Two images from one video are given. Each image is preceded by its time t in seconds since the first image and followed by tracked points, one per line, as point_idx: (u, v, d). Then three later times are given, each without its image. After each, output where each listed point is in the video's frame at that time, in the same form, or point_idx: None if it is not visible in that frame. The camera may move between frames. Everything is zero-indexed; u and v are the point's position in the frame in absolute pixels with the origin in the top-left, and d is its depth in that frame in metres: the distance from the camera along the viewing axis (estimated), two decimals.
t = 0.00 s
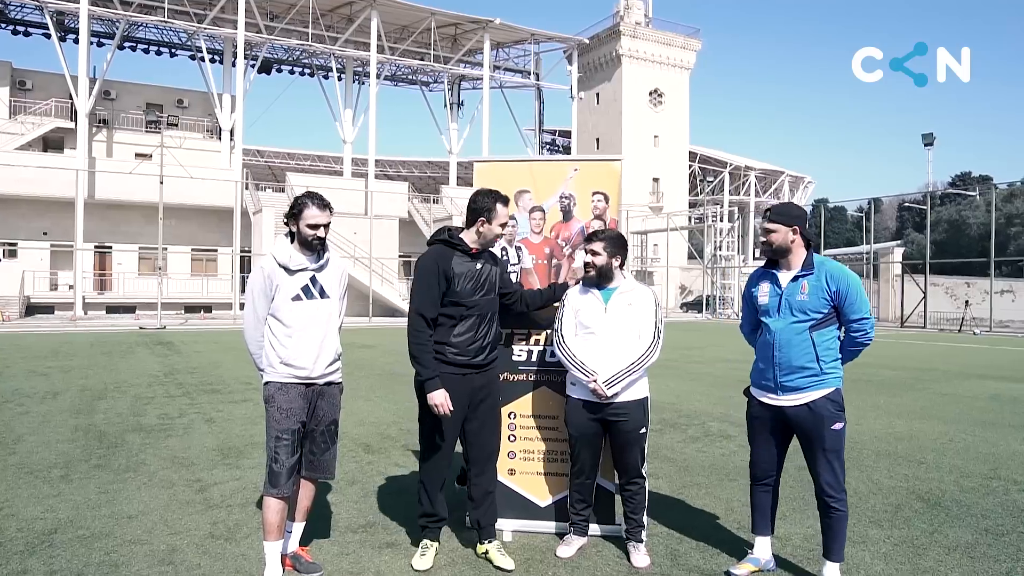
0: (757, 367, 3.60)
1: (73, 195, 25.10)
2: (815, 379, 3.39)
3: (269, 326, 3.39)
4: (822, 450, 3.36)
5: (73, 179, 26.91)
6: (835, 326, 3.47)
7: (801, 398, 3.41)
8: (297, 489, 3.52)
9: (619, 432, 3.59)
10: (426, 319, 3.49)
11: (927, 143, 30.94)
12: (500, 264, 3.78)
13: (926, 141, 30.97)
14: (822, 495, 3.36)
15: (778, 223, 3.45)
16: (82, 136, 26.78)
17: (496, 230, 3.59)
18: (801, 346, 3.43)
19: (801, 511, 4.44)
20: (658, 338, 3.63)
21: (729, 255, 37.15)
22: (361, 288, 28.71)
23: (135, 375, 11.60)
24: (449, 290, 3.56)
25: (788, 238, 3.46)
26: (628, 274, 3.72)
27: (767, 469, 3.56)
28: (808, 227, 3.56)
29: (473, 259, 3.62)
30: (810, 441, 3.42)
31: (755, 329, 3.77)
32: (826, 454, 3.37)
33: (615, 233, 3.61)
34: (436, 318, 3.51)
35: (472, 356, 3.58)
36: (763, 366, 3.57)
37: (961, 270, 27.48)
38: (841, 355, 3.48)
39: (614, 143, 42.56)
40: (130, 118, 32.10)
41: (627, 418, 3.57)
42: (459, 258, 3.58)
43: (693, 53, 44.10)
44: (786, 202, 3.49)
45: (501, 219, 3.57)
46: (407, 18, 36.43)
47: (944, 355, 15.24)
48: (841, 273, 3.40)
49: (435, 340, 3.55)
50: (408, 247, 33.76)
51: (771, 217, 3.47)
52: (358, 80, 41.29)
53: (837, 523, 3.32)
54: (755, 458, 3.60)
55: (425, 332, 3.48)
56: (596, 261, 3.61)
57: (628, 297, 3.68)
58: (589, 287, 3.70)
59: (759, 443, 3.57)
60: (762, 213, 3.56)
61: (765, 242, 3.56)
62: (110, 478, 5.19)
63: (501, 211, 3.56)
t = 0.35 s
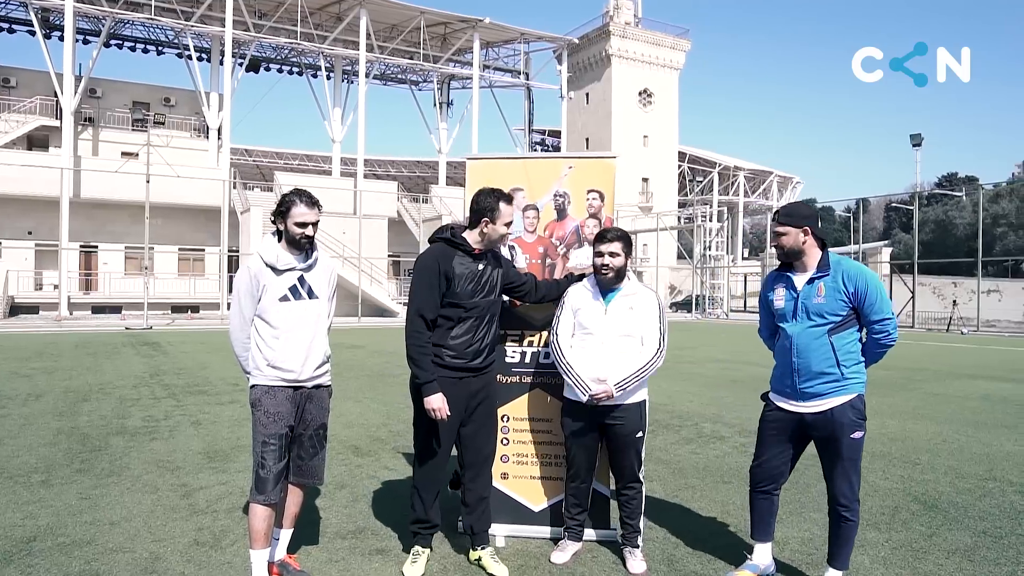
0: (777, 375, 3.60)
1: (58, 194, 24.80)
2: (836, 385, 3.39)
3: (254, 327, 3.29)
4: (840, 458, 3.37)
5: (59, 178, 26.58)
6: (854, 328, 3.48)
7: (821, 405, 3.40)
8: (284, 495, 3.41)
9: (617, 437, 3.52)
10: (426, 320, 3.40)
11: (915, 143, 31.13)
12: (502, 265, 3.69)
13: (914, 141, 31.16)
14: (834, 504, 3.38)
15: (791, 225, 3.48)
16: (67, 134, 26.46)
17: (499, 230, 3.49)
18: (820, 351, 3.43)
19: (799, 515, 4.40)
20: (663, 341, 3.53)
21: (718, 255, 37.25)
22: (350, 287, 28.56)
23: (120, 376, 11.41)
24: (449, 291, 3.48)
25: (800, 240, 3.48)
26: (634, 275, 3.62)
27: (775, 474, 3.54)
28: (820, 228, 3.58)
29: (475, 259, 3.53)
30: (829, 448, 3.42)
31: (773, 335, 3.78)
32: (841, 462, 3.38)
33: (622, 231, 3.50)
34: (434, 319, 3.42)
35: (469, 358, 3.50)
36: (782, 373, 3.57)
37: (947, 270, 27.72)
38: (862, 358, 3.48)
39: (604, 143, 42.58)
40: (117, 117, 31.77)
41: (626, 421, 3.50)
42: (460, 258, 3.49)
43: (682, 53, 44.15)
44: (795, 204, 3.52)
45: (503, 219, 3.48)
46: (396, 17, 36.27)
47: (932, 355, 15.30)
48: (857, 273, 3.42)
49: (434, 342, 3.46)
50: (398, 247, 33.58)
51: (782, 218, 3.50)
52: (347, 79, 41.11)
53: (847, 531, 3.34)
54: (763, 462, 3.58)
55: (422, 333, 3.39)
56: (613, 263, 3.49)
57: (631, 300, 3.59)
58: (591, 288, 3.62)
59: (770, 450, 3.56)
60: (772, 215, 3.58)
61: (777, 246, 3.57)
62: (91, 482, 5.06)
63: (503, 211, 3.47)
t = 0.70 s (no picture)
0: (777, 374, 3.58)
1: (40, 194, 24.47)
2: (834, 386, 3.35)
3: (231, 326, 3.17)
4: (837, 460, 3.33)
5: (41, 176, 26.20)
6: (856, 327, 3.41)
7: (818, 405, 3.37)
8: (262, 499, 3.30)
9: (608, 438, 3.44)
10: (403, 319, 3.30)
11: (902, 143, 31.27)
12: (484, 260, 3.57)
13: (900, 141, 31.30)
14: (832, 508, 3.33)
15: (792, 220, 3.40)
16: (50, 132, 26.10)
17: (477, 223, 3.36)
18: (818, 350, 3.39)
19: (790, 516, 4.32)
20: (671, 345, 3.54)
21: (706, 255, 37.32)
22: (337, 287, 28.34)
23: (102, 377, 11.22)
24: (426, 288, 3.36)
25: (803, 235, 3.40)
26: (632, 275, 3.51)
27: (778, 477, 3.52)
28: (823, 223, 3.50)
29: (454, 254, 3.42)
30: (826, 451, 3.37)
31: (775, 329, 3.74)
32: (838, 466, 3.33)
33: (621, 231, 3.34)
34: (411, 318, 3.31)
35: (450, 357, 3.39)
36: (782, 372, 3.54)
37: (933, 269, 27.87)
38: (864, 358, 3.42)
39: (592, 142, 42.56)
40: (100, 116, 31.37)
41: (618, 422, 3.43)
42: (437, 254, 3.38)
43: (670, 53, 44.17)
44: (798, 198, 3.43)
45: (480, 211, 3.35)
46: (383, 16, 36.03)
47: (919, 354, 15.32)
48: (859, 271, 3.34)
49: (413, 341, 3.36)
50: (385, 246, 33.40)
51: (783, 213, 3.42)
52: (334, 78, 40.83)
53: (845, 535, 3.29)
54: (768, 464, 3.56)
55: (399, 332, 3.28)
56: (626, 263, 3.37)
57: (624, 298, 3.50)
58: (583, 286, 3.49)
59: (772, 451, 3.54)
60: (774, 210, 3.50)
61: (779, 241, 3.49)
62: (66, 487, 4.92)
63: (479, 202, 3.34)
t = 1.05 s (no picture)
0: (773, 381, 3.45)
1: (23, 193, 24.09)
2: (833, 396, 3.21)
3: (195, 331, 2.98)
4: (836, 472, 3.20)
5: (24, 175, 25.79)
6: (855, 335, 3.27)
7: (815, 415, 3.24)
8: (228, 513, 3.12)
9: (596, 448, 3.29)
10: (357, 323, 3.14)
11: (891, 144, 31.34)
12: (445, 262, 3.42)
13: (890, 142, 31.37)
14: (829, 522, 3.21)
15: (788, 221, 3.26)
16: (34, 130, 25.71)
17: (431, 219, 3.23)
18: (815, 360, 3.25)
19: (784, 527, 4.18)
20: (643, 347, 3.36)
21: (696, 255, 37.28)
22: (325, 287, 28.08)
23: (81, 380, 10.97)
24: (382, 291, 3.20)
25: (799, 236, 3.26)
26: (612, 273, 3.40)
27: (775, 488, 3.41)
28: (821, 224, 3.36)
29: (411, 255, 3.27)
30: (825, 462, 3.24)
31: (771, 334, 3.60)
32: (836, 477, 3.21)
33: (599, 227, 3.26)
34: (366, 322, 3.16)
35: (411, 362, 3.22)
36: (778, 380, 3.41)
37: (921, 270, 27.93)
38: (864, 367, 3.28)
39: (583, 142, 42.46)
40: (86, 114, 30.97)
41: (606, 431, 3.27)
42: (393, 254, 3.23)
43: (660, 53, 44.13)
44: (794, 197, 3.29)
45: (431, 206, 3.22)
46: (372, 14, 35.75)
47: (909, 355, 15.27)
48: (858, 277, 3.20)
49: (368, 349, 3.20)
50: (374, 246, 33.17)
51: (779, 213, 3.28)
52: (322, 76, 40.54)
53: (844, 550, 3.17)
54: (764, 476, 3.45)
55: (353, 338, 3.13)
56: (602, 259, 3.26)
57: (610, 299, 3.36)
58: (567, 289, 3.35)
59: (768, 461, 3.43)
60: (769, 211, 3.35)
61: (774, 243, 3.35)
62: (32, 497, 4.72)
63: (429, 196, 3.22)
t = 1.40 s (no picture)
0: (771, 385, 3.34)
1: (13, 193, 23.81)
2: (832, 401, 3.10)
3: (164, 334, 2.84)
4: (836, 480, 3.09)
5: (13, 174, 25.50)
6: (856, 340, 3.15)
7: (816, 420, 3.13)
8: (200, 524, 2.98)
9: (585, 456, 3.14)
10: (311, 326, 3.07)
11: (886, 143, 31.33)
12: (413, 259, 3.28)
13: (885, 141, 31.35)
14: (830, 532, 3.09)
15: (786, 219, 3.14)
16: (24, 129, 25.44)
17: (375, 212, 3.10)
18: (813, 365, 3.14)
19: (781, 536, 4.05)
20: (629, 347, 3.20)
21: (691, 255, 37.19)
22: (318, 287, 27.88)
23: (67, 382, 10.79)
24: (338, 291, 3.10)
25: (798, 235, 3.14)
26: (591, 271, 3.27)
27: (772, 492, 3.30)
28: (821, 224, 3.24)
29: (369, 253, 3.16)
30: (825, 468, 3.12)
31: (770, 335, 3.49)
32: (837, 485, 3.09)
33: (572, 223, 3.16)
34: (321, 326, 3.08)
35: (373, 366, 3.07)
36: (777, 384, 3.30)
37: (916, 269, 27.91)
38: (866, 373, 3.16)
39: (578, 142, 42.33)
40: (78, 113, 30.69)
41: (594, 438, 3.13)
42: (347, 254, 3.12)
43: (654, 53, 44.06)
44: (792, 194, 3.17)
45: (371, 197, 3.08)
46: (365, 13, 35.52)
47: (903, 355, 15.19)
48: (860, 279, 3.07)
49: (326, 351, 3.10)
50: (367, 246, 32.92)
51: (776, 212, 3.17)
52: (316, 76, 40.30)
53: (845, 561, 3.05)
54: (760, 480, 3.34)
55: (308, 343, 3.07)
56: (575, 257, 3.15)
57: (594, 298, 3.23)
58: (546, 290, 3.23)
59: (764, 466, 3.32)
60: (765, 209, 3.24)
61: (772, 242, 3.23)
62: (5, 504, 4.56)
63: (364, 185, 3.06)
